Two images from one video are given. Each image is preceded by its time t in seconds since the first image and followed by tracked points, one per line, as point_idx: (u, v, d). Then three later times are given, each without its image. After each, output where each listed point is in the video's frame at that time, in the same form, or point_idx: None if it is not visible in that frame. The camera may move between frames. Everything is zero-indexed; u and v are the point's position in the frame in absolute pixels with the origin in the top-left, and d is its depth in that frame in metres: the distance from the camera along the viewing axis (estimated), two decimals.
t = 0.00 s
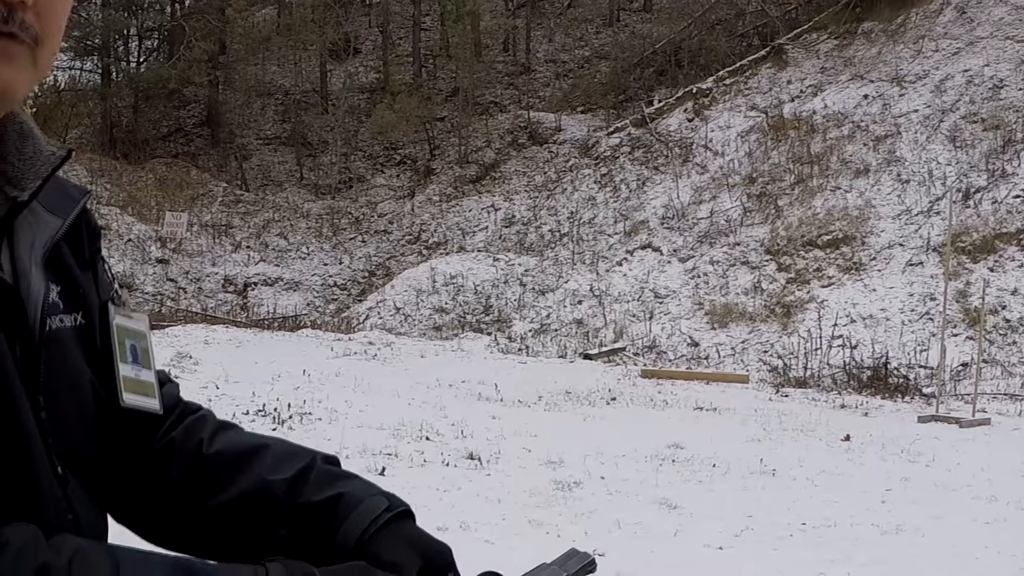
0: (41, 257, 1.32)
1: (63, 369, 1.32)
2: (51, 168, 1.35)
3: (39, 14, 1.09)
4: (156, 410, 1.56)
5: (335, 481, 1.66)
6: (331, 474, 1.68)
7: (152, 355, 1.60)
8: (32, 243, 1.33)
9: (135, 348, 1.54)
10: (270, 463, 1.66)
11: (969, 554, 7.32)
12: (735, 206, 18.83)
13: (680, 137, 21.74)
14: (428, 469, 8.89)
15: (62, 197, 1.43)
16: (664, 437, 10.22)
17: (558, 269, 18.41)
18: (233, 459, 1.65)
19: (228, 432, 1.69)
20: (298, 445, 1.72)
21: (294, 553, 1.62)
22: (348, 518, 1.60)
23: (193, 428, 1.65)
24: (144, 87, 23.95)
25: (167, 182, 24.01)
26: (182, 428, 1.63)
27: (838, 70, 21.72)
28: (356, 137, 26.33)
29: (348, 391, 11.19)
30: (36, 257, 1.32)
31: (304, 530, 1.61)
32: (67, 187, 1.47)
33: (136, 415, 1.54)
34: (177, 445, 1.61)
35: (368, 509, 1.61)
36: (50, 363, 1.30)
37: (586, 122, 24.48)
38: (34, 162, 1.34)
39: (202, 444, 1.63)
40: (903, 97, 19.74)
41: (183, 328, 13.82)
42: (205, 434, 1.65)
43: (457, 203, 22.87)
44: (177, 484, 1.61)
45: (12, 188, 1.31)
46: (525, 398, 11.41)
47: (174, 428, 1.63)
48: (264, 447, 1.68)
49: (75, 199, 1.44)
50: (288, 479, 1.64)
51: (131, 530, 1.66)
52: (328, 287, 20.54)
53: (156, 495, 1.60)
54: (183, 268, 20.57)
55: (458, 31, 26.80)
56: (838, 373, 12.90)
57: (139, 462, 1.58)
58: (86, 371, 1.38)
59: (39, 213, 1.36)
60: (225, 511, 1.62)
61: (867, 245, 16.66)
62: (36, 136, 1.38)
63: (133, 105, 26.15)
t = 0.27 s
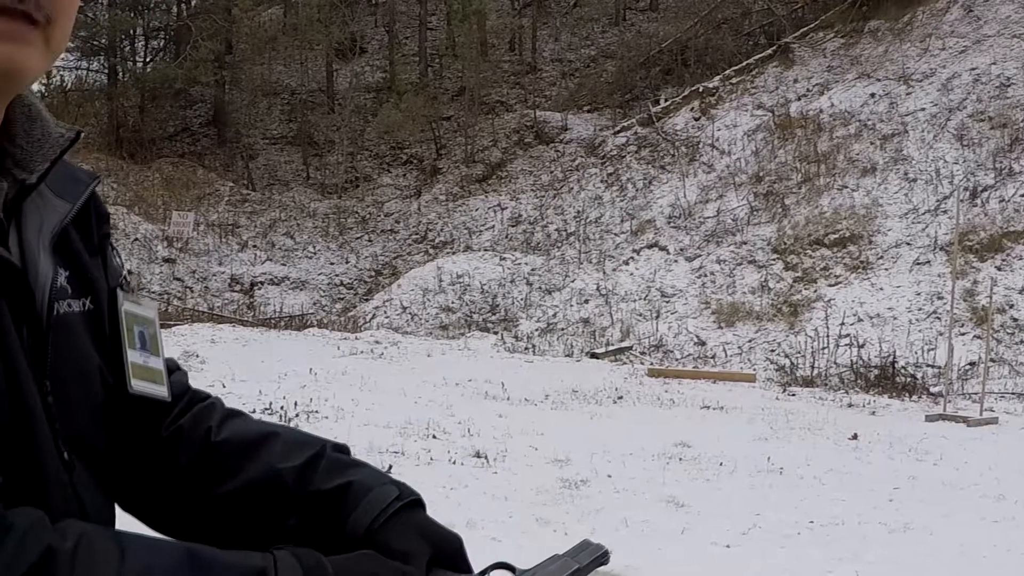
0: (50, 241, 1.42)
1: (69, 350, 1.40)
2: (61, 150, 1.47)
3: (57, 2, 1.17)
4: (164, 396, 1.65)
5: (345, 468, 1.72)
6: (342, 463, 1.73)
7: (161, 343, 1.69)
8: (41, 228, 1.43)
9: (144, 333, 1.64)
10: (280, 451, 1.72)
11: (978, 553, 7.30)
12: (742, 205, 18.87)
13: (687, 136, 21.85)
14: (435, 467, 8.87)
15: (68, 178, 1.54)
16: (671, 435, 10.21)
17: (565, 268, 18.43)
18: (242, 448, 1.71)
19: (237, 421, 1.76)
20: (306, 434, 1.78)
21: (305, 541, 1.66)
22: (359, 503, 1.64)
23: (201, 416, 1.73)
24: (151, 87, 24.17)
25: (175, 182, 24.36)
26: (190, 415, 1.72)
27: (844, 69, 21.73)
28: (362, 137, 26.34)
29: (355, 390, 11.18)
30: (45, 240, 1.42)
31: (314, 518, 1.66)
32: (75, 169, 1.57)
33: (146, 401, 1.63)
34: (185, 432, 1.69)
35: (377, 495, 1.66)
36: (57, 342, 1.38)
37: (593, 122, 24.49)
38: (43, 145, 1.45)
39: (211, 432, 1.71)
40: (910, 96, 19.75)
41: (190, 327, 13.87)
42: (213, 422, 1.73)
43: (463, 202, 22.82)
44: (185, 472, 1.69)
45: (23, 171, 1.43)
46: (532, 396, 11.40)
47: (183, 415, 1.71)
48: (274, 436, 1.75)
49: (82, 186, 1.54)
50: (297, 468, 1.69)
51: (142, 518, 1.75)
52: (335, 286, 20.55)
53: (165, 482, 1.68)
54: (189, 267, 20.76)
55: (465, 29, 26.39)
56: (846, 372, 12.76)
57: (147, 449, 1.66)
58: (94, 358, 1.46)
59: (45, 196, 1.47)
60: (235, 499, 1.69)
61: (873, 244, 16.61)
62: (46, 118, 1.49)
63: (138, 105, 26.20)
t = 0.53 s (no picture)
0: (53, 220, 1.50)
1: (77, 335, 1.49)
2: (63, 129, 1.56)
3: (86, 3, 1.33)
4: (169, 379, 1.72)
5: (353, 452, 1.76)
6: (352, 449, 1.77)
7: (166, 328, 1.77)
8: (45, 205, 1.51)
9: (151, 318, 1.74)
10: (289, 436, 1.77)
11: (990, 550, 7.31)
12: (753, 202, 18.76)
13: (697, 134, 21.64)
14: (446, 464, 8.89)
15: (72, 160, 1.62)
16: (682, 432, 10.21)
17: (575, 266, 18.42)
18: (250, 433, 1.77)
19: (246, 406, 1.81)
20: (314, 419, 1.82)
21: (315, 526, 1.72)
22: (368, 490, 1.69)
23: (210, 399, 1.80)
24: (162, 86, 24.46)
25: (185, 181, 24.64)
26: (198, 400, 1.78)
27: (854, 67, 21.71)
28: (372, 136, 26.31)
29: (365, 387, 11.19)
30: (48, 223, 1.50)
31: (326, 502, 1.71)
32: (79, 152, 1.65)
33: (153, 385, 1.71)
34: (193, 415, 1.76)
35: (387, 484, 1.70)
36: (62, 325, 1.46)
37: (603, 120, 24.24)
38: (50, 124, 1.56)
39: (219, 417, 1.77)
40: (921, 93, 19.63)
41: (200, 326, 13.89)
42: (222, 407, 1.79)
43: (474, 201, 22.76)
44: (194, 457, 1.76)
45: (28, 151, 1.52)
46: (543, 394, 11.41)
47: (191, 401, 1.78)
48: (283, 421, 1.79)
49: (88, 165, 1.62)
50: (307, 453, 1.74)
51: (153, 502, 1.83)
52: (345, 285, 20.64)
53: (171, 466, 1.76)
54: (200, 266, 21.12)
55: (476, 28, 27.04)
56: (857, 370, 12.84)
57: (156, 433, 1.74)
58: (101, 344, 1.56)
59: (49, 174, 1.55)
60: (244, 484, 1.75)
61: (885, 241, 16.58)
62: (51, 97, 1.59)
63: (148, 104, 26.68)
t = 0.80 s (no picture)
0: (64, 201, 1.55)
1: (87, 319, 1.54)
2: (75, 110, 1.64)
3: None
4: (180, 364, 1.77)
5: (366, 436, 1.80)
6: (364, 432, 1.80)
7: (176, 312, 1.82)
8: (53, 187, 1.56)
9: (161, 302, 1.79)
10: (302, 421, 1.81)
11: (1009, 549, 7.28)
12: (768, 201, 18.78)
13: (712, 133, 21.64)
14: (461, 462, 8.90)
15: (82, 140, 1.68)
16: (697, 431, 10.20)
17: (590, 265, 18.44)
18: (262, 417, 1.80)
19: (256, 390, 1.85)
20: (327, 403, 1.86)
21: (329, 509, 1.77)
22: (381, 472, 1.73)
23: (221, 384, 1.83)
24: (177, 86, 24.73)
25: (200, 180, 24.95)
26: (209, 384, 1.82)
27: (870, 64, 21.61)
28: (387, 135, 26.38)
29: (380, 385, 11.19)
30: (58, 204, 1.54)
31: (338, 487, 1.76)
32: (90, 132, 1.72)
33: (163, 370, 1.75)
34: (203, 400, 1.80)
35: (401, 465, 1.73)
36: (71, 308, 1.51)
37: (618, 119, 24.19)
38: (60, 106, 1.62)
39: (230, 401, 1.80)
40: (937, 91, 19.65)
41: (214, 325, 13.93)
42: (233, 391, 1.83)
43: (489, 200, 22.83)
44: (205, 442, 1.79)
45: (39, 133, 1.60)
46: (559, 392, 11.41)
47: (201, 385, 1.82)
48: (295, 406, 1.83)
49: (100, 149, 1.66)
50: (320, 437, 1.78)
51: (163, 488, 1.87)
52: (361, 283, 20.64)
53: (183, 450, 1.80)
54: (215, 266, 21.50)
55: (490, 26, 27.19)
56: (873, 370, 12.70)
57: (167, 418, 1.78)
58: (111, 329, 1.61)
59: (59, 156, 1.60)
60: (256, 469, 1.78)
61: (900, 240, 16.57)
62: (65, 80, 1.67)
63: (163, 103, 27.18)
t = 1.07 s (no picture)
0: (71, 180, 1.64)
1: (94, 297, 1.61)
2: (83, 85, 1.73)
3: None
4: (190, 345, 1.89)
5: (378, 419, 1.94)
6: (376, 415, 1.95)
7: (186, 292, 1.93)
8: (61, 165, 1.65)
9: (171, 282, 1.89)
10: (313, 404, 1.94)
11: None
12: (786, 199, 18.84)
13: (730, 131, 21.80)
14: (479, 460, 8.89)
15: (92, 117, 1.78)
16: (716, 429, 10.18)
17: (608, 263, 18.50)
18: (273, 400, 1.94)
19: (266, 374, 1.98)
20: (338, 387, 1.99)
21: (343, 490, 1.93)
22: (400, 458, 1.89)
23: (232, 366, 1.97)
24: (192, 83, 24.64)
25: (217, 178, 24.92)
26: (220, 367, 1.96)
27: (889, 61, 21.72)
28: (404, 133, 26.57)
29: (397, 382, 11.19)
30: (65, 182, 1.64)
31: (347, 470, 1.91)
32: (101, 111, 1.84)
33: (175, 352, 1.88)
34: (215, 382, 1.93)
35: (417, 451, 1.90)
36: (77, 285, 1.58)
37: (635, 116, 24.34)
38: (67, 80, 1.71)
39: (242, 384, 1.94)
40: (956, 88, 19.75)
41: (232, 323, 13.97)
42: (244, 374, 1.96)
43: (507, 198, 22.84)
44: (216, 424, 1.92)
45: (45, 108, 1.69)
46: (576, 390, 11.40)
47: (213, 368, 1.95)
48: (307, 389, 1.96)
49: (106, 127, 1.78)
50: (330, 420, 1.92)
51: (180, 475, 1.99)
52: (378, 282, 20.69)
53: (198, 432, 1.93)
54: (232, 263, 21.33)
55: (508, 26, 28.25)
56: (891, 368, 12.79)
57: (180, 402, 1.91)
58: (121, 312, 1.69)
59: (66, 131, 1.70)
60: (267, 451, 1.91)
61: (919, 238, 16.58)
62: (75, 57, 1.75)
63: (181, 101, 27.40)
